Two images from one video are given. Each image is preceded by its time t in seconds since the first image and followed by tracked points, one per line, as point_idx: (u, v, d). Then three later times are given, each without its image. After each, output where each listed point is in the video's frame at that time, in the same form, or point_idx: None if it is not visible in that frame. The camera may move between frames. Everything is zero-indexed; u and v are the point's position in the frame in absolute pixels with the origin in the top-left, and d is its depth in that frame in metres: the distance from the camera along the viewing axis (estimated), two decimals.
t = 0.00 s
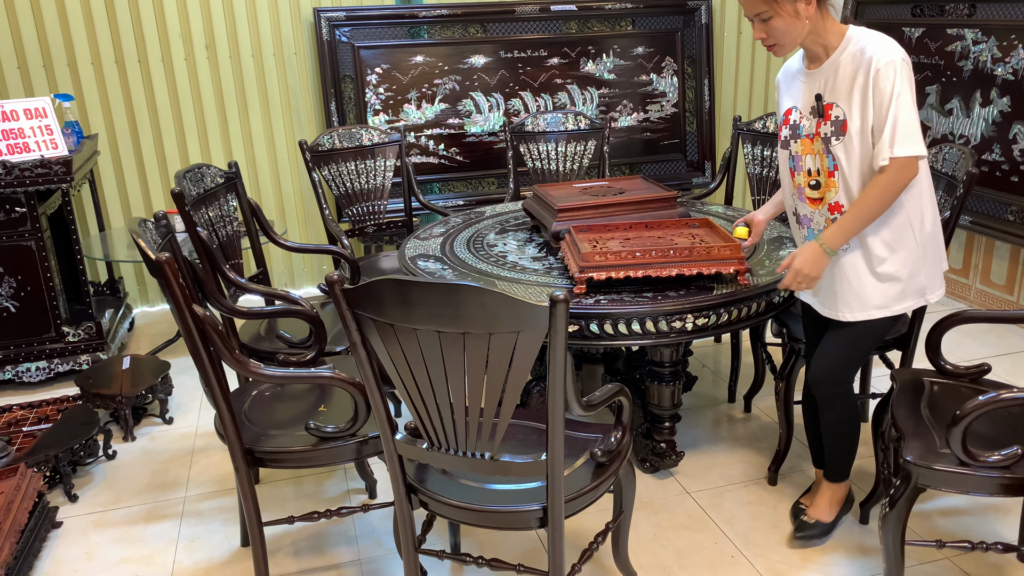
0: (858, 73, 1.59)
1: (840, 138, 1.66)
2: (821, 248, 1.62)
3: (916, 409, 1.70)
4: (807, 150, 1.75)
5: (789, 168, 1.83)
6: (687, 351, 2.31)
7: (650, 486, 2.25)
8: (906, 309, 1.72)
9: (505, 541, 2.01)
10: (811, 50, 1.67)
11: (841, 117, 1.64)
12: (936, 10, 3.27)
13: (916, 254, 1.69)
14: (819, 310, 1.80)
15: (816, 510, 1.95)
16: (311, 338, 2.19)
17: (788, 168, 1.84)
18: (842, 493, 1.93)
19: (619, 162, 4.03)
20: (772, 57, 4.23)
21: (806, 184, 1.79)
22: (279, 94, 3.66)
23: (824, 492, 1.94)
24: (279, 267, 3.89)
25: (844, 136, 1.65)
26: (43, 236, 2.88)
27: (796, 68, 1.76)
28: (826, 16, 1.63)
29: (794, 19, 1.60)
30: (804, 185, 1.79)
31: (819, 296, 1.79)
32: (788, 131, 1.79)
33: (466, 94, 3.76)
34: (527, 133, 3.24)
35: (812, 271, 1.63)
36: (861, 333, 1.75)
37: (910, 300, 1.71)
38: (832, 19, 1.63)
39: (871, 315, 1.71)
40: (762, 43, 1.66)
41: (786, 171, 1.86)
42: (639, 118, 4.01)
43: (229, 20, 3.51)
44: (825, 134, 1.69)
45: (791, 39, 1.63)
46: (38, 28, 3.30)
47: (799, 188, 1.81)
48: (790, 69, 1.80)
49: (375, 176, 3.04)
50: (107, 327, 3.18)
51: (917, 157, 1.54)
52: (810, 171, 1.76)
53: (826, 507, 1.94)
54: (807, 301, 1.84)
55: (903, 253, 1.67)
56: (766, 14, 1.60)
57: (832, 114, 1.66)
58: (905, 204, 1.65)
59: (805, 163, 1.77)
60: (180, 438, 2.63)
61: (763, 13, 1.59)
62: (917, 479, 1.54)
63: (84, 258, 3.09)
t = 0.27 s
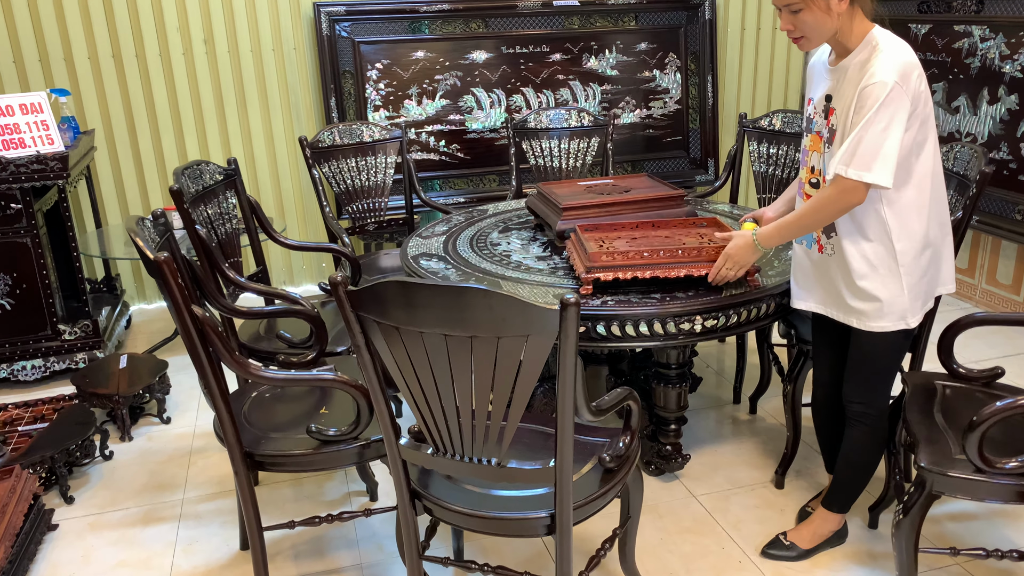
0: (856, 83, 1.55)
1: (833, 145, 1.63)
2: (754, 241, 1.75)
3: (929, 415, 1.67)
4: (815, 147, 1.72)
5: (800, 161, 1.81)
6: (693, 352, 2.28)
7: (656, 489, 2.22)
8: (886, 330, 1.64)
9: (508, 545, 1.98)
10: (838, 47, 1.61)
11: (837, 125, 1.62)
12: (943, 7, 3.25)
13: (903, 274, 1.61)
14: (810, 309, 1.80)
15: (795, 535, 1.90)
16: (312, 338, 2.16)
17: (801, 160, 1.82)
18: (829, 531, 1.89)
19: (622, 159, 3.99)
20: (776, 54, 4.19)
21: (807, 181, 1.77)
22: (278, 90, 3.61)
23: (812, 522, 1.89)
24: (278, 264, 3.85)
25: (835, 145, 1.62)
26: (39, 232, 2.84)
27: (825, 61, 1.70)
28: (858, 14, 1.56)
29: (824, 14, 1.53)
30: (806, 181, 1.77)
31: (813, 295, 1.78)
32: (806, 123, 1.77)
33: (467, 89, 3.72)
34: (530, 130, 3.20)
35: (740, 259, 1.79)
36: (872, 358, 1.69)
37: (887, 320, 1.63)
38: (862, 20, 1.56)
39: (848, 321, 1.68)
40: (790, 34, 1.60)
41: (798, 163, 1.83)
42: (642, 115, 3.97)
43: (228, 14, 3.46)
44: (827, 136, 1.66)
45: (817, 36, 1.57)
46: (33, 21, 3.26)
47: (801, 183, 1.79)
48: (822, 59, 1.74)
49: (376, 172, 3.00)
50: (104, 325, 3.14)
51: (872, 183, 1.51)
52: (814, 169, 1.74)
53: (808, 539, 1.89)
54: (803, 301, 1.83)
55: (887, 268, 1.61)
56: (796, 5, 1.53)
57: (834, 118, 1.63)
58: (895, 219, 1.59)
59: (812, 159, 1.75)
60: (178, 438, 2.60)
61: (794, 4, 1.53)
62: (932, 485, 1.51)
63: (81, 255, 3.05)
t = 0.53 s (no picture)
0: (871, 84, 1.52)
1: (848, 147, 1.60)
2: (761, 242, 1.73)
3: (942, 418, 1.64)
4: (830, 149, 1.70)
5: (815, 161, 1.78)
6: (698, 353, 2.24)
7: (660, 492, 2.19)
8: (900, 331, 1.61)
9: (511, 549, 1.95)
10: (852, 47, 1.58)
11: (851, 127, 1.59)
12: (949, 3, 3.22)
13: (917, 275, 1.57)
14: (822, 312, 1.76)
15: (803, 538, 1.87)
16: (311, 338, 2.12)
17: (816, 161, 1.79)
18: (837, 535, 1.86)
19: (623, 156, 3.95)
20: (779, 50, 4.15)
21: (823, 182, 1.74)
22: (275, 85, 3.57)
23: (820, 526, 1.86)
24: (275, 262, 3.81)
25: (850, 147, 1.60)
26: (33, 230, 2.80)
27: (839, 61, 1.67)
28: (873, 13, 1.52)
29: (840, 16, 1.50)
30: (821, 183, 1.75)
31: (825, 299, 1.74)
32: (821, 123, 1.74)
33: (467, 85, 3.68)
34: (531, 126, 3.16)
35: (748, 261, 1.76)
36: (889, 360, 1.66)
37: (901, 321, 1.60)
38: (876, 19, 1.53)
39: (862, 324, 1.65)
40: (803, 36, 1.56)
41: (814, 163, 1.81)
42: (643, 112, 3.93)
43: (225, 8, 3.41)
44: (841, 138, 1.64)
45: (833, 37, 1.53)
46: (27, 16, 3.21)
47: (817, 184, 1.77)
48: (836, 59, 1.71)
49: (376, 169, 2.96)
50: (99, 323, 3.09)
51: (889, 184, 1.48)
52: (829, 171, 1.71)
53: (815, 542, 1.86)
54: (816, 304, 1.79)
55: (901, 269, 1.58)
56: (813, 7, 1.49)
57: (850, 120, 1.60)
58: (909, 219, 1.55)
59: (826, 160, 1.72)
60: (175, 440, 2.56)
61: (811, 6, 1.49)
62: (946, 490, 1.48)
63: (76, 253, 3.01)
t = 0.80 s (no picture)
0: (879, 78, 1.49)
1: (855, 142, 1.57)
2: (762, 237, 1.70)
3: (946, 415, 1.61)
4: (837, 145, 1.66)
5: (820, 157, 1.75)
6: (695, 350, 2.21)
7: (658, 492, 2.16)
8: (912, 327, 1.58)
9: (507, 551, 1.92)
10: (857, 42, 1.55)
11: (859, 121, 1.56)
12: None
13: (929, 269, 1.55)
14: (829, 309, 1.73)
15: (803, 537, 1.85)
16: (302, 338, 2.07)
17: (821, 157, 1.76)
18: (837, 532, 1.83)
19: (616, 151, 3.91)
20: (772, 43, 4.12)
21: (830, 179, 1.71)
22: (264, 80, 3.51)
23: (820, 524, 1.84)
24: (265, 260, 3.76)
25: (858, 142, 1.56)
26: (16, 229, 2.74)
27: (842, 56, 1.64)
28: (879, 7, 1.49)
29: (847, 12, 1.46)
30: (828, 179, 1.71)
31: (832, 296, 1.71)
32: (825, 119, 1.71)
33: (458, 79, 3.63)
34: (524, 121, 3.12)
35: (749, 257, 1.73)
36: (892, 356, 1.64)
37: (914, 316, 1.57)
38: (882, 12, 1.50)
39: (872, 320, 1.62)
40: (808, 32, 1.53)
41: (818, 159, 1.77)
42: (636, 106, 3.89)
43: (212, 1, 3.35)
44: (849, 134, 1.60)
45: (839, 33, 1.50)
46: (8, 9, 3.14)
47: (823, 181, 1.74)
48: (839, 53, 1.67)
49: (367, 165, 2.91)
50: (85, 324, 3.04)
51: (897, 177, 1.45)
52: (836, 167, 1.68)
53: (815, 541, 1.83)
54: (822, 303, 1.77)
55: (913, 263, 1.55)
56: (820, 3, 1.46)
57: (857, 115, 1.57)
58: (920, 213, 1.52)
59: (833, 157, 1.69)
60: (163, 442, 2.51)
61: (819, 2, 1.46)
62: (952, 489, 1.45)
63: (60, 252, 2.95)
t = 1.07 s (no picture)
0: (876, 69, 1.47)
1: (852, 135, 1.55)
2: (757, 230, 1.68)
3: (942, 411, 1.60)
4: (832, 138, 1.64)
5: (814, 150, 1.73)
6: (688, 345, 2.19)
7: (651, 488, 2.14)
8: (912, 319, 1.56)
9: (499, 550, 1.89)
10: (851, 33, 1.52)
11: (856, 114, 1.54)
12: None
13: (929, 260, 1.53)
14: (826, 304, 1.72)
15: (798, 534, 1.83)
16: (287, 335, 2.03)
17: (815, 149, 1.74)
18: (832, 529, 1.82)
19: (604, 143, 3.88)
20: (760, 34, 4.10)
21: (825, 172, 1.69)
22: (246, 72, 3.45)
23: (815, 520, 1.82)
24: (249, 255, 3.71)
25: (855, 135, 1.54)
26: None
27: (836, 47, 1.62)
28: None
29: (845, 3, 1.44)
30: (823, 172, 1.69)
31: (830, 290, 1.70)
32: (820, 111, 1.69)
33: (445, 71, 3.59)
34: (512, 113, 3.08)
35: (743, 251, 1.70)
36: (887, 350, 1.62)
37: (913, 309, 1.55)
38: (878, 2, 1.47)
39: (871, 314, 1.60)
40: (804, 25, 1.50)
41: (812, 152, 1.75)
42: (624, 97, 3.86)
43: None
44: (845, 127, 1.58)
45: (835, 24, 1.48)
46: None
47: (818, 174, 1.72)
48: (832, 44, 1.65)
49: (352, 158, 2.86)
50: (66, 321, 2.97)
51: (894, 170, 1.43)
52: (832, 160, 1.66)
53: (810, 537, 1.82)
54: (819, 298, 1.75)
55: (913, 255, 1.53)
56: None
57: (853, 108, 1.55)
58: (919, 204, 1.50)
59: (828, 150, 1.67)
60: (147, 441, 2.46)
61: None
62: (949, 486, 1.44)
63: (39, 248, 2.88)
